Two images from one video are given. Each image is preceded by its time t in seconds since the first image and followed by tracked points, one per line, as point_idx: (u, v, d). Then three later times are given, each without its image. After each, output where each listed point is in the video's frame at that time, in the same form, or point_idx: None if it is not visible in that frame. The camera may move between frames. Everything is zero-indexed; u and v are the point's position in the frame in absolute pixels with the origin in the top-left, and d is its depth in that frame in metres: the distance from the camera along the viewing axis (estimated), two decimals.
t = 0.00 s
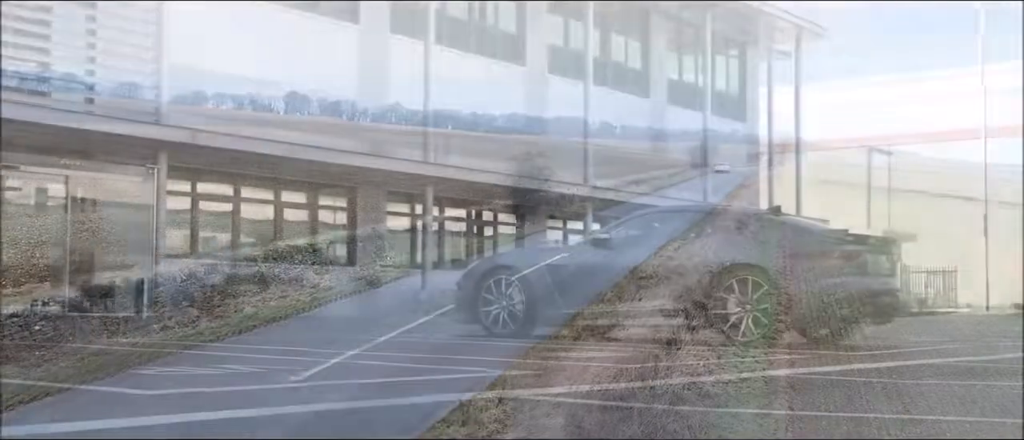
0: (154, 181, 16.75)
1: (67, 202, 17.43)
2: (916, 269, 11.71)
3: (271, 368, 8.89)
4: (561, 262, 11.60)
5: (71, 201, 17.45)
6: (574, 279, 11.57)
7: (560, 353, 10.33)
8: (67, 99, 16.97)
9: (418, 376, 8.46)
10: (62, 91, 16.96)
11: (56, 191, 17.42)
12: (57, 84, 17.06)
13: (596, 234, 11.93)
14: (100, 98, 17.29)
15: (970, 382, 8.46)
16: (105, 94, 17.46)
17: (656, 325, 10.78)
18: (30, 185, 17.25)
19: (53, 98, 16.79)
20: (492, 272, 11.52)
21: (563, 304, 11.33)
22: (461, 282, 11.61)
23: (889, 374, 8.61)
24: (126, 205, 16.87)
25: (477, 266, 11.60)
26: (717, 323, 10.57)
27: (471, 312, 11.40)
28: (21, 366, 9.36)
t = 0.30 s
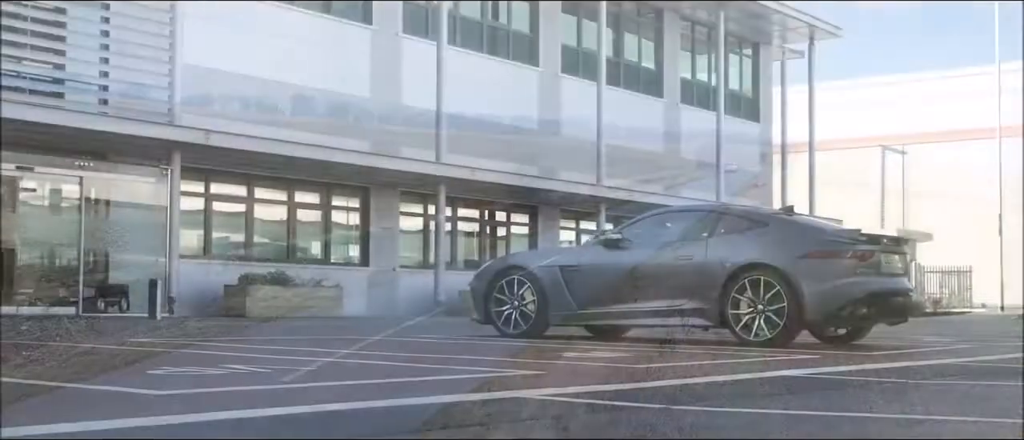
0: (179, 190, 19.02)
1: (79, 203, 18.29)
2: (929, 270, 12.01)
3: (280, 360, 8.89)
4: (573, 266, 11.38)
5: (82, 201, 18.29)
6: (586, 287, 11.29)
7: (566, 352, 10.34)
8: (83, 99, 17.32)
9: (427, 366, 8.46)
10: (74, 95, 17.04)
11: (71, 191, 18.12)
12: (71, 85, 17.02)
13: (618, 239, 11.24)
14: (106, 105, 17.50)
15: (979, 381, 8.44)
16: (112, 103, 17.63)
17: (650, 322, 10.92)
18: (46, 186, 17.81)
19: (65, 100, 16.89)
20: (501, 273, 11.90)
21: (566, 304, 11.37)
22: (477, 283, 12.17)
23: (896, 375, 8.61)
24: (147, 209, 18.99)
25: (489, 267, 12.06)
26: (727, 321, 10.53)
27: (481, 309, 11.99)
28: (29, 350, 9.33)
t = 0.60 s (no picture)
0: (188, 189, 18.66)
1: (91, 202, 17.95)
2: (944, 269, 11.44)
3: (286, 359, 8.84)
4: (580, 265, 11.37)
5: (93, 200, 18.00)
6: (594, 286, 11.27)
7: (573, 352, 10.30)
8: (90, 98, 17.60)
9: (435, 367, 8.42)
10: (86, 93, 17.38)
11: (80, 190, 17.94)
12: (82, 84, 17.47)
13: (624, 237, 11.20)
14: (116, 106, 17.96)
15: (985, 381, 8.41)
16: (122, 103, 18.06)
17: (655, 322, 10.89)
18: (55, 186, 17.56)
19: (76, 98, 17.24)
20: (508, 272, 11.88)
21: (573, 302, 11.38)
22: (484, 283, 12.12)
23: (904, 375, 8.57)
24: (157, 209, 18.92)
25: (496, 266, 12.02)
26: (734, 321, 10.48)
27: (488, 308, 11.96)
28: (34, 348, 9.28)
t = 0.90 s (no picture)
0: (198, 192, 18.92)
1: (99, 203, 17.96)
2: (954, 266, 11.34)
3: (293, 359, 8.84)
4: (588, 265, 11.36)
5: (101, 201, 18.00)
6: (602, 286, 11.26)
7: (580, 352, 10.29)
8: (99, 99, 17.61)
9: (441, 366, 8.41)
10: (95, 93, 17.46)
11: (90, 191, 17.89)
12: (91, 85, 17.49)
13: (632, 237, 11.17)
14: (126, 105, 17.99)
15: (991, 381, 8.37)
16: (131, 103, 18.10)
17: (663, 322, 10.88)
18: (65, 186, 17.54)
19: (86, 100, 17.26)
20: (516, 272, 11.86)
21: (582, 302, 11.36)
22: (492, 282, 12.10)
23: (911, 375, 8.55)
24: (165, 209, 18.82)
25: (504, 266, 12.00)
26: (742, 321, 10.45)
27: (497, 308, 11.95)
28: (42, 348, 9.29)
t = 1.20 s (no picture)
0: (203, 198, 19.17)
1: (108, 202, 17.83)
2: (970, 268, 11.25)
3: (301, 359, 8.83)
4: (596, 265, 11.36)
5: (110, 201, 17.88)
6: (610, 285, 11.24)
7: (589, 352, 10.27)
8: (109, 99, 17.72)
9: (449, 367, 8.40)
10: (104, 94, 17.56)
11: (100, 191, 17.90)
12: (101, 85, 17.62)
13: (640, 236, 11.15)
14: (135, 105, 18.07)
15: (1000, 381, 8.34)
16: (140, 103, 18.18)
17: (672, 322, 10.86)
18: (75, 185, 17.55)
19: (95, 100, 17.37)
20: (524, 272, 11.85)
21: (590, 302, 11.35)
22: (500, 282, 12.10)
23: (921, 375, 8.52)
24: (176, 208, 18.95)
25: (513, 266, 12.00)
26: (751, 321, 10.43)
27: (505, 308, 11.94)
28: (50, 347, 9.28)
